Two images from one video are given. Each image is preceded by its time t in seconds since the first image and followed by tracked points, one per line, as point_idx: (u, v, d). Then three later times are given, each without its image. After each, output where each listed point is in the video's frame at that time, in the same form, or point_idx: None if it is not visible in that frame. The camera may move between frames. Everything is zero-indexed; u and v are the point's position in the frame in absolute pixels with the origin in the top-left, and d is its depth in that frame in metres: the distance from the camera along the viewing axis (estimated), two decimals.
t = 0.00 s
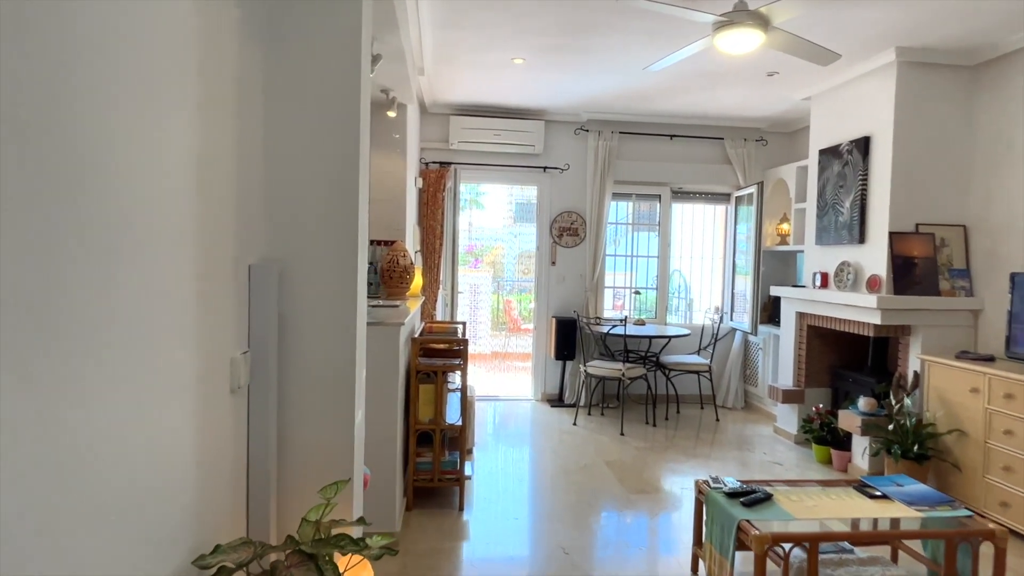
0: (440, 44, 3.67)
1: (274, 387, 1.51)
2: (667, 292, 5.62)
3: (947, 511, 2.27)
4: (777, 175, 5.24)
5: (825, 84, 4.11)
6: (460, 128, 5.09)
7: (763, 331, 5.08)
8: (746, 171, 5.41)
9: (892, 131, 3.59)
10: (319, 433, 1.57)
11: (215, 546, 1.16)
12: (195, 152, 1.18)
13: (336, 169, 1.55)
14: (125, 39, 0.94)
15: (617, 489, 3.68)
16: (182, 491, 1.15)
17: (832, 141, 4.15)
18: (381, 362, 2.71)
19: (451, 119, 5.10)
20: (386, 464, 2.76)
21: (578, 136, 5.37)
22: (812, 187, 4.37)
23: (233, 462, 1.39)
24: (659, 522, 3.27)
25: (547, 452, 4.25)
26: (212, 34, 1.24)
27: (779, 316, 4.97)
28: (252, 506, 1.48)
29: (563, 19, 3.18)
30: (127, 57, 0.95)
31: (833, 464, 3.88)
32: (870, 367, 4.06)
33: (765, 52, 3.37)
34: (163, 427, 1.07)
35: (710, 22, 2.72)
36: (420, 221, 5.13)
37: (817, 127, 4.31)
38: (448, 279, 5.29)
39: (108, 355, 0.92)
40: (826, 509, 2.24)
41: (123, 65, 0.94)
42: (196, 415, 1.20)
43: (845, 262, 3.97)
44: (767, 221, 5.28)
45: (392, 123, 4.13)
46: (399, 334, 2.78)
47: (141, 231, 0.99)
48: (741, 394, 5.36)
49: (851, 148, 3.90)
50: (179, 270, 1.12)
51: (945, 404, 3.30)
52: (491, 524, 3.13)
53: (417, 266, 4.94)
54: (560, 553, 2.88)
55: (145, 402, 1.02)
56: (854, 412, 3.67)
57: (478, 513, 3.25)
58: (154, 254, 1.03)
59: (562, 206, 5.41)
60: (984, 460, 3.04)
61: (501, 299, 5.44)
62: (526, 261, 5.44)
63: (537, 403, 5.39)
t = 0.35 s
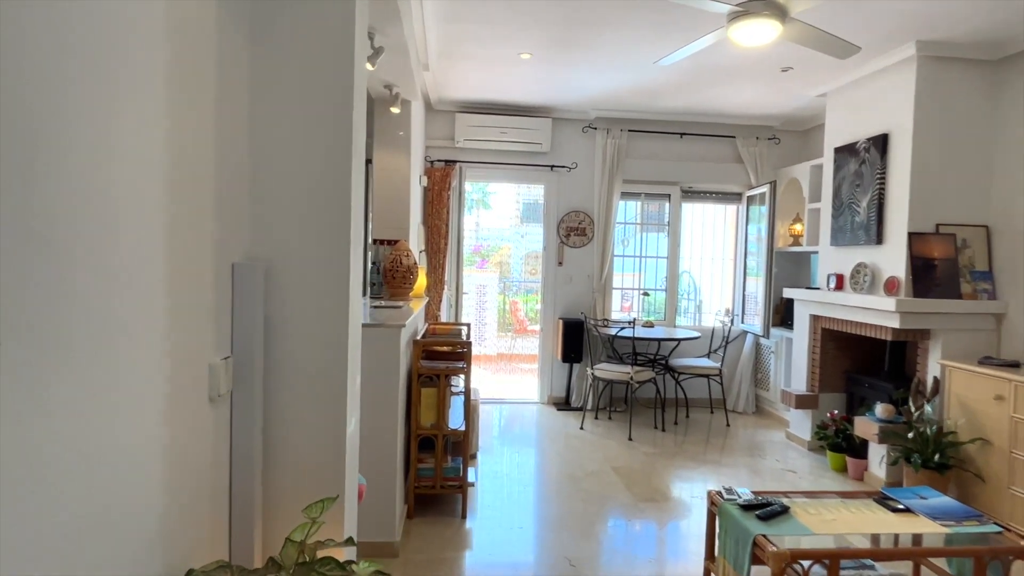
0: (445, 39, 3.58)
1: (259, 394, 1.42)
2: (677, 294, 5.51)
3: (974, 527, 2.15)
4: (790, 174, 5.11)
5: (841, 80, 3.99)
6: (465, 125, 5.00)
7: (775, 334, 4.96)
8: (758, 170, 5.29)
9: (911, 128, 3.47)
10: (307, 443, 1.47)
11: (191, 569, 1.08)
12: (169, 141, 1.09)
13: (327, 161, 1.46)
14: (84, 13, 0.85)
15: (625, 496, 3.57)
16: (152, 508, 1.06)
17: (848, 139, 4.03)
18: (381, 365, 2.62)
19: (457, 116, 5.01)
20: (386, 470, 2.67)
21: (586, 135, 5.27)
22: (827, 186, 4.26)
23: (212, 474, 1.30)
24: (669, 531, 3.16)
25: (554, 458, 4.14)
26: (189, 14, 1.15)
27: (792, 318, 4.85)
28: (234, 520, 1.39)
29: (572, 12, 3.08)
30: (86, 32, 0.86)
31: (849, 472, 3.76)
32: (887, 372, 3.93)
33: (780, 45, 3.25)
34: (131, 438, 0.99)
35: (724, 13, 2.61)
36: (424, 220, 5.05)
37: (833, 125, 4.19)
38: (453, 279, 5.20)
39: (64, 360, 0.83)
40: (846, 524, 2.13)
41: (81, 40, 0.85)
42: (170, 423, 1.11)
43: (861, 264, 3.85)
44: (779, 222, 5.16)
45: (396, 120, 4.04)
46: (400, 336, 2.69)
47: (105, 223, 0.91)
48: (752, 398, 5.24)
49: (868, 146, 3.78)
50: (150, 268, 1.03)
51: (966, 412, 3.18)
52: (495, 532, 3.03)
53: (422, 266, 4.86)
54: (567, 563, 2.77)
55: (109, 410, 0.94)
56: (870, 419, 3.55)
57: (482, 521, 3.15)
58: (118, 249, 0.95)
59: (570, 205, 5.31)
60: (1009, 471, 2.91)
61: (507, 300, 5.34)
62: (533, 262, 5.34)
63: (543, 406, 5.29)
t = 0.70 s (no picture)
0: (447, 30, 3.48)
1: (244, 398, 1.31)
2: (681, 293, 5.40)
3: (999, 538, 2.05)
4: (798, 171, 5.01)
5: (854, 73, 3.89)
6: (467, 120, 4.90)
7: (782, 335, 4.86)
8: (765, 167, 5.19)
9: (926, 122, 3.36)
10: (295, 450, 1.38)
11: None
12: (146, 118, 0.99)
13: (319, 146, 1.36)
14: None
15: (630, 501, 3.47)
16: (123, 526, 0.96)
17: (860, 134, 3.93)
18: (378, 366, 2.52)
19: (458, 111, 4.92)
20: (382, 475, 2.56)
21: (590, 131, 5.17)
22: (836, 183, 4.15)
23: (191, 485, 1.19)
24: (675, 537, 3.06)
25: (555, 462, 4.04)
26: None
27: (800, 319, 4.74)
28: (215, 533, 1.29)
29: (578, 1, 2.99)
30: None
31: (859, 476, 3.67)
32: (899, 374, 3.83)
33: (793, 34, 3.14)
34: (100, 445, 0.89)
35: None
36: (424, 218, 4.95)
37: (844, 120, 4.08)
38: (453, 278, 5.10)
39: (22, 363, 0.73)
40: (865, 534, 2.03)
41: None
42: (146, 429, 1.01)
43: (873, 263, 3.75)
44: (787, 220, 5.06)
45: (396, 113, 3.94)
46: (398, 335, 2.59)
47: (70, 207, 0.80)
48: (758, 400, 5.14)
49: (880, 141, 3.67)
50: (122, 258, 0.92)
51: (984, 416, 3.07)
52: (496, 539, 2.93)
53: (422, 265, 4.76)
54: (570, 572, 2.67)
55: (74, 417, 0.83)
56: (883, 423, 3.43)
57: (482, 527, 3.04)
58: (87, 235, 0.84)
59: (572, 203, 5.21)
60: None
61: (509, 299, 5.24)
62: (535, 260, 5.24)
63: (545, 408, 5.19)
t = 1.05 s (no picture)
0: (443, 20, 3.36)
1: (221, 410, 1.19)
2: (682, 292, 5.30)
3: None
4: (801, 167, 4.91)
5: (860, 66, 3.79)
6: (463, 115, 4.78)
7: (786, 334, 4.76)
8: (767, 163, 5.09)
9: (936, 116, 3.26)
10: (277, 467, 1.26)
11: None
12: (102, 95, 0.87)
13: (302, 132, 1.24)
14: None
15: (632, 506, 3.36)
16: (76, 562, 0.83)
17: (866, 129, 3.83)
18: (371, 369, 2.40)
19: (454, 105, 4.80)
20: (376, 484, 2.45)
21: (589, 126, 5.06)
22: (842, 180, 4.06)
23: (159, 508, 1.07)
24: (679, 544, 2.96)
25: (554, 465, 3.92)
26: None
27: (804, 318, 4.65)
28: (188, 560, 1.17)
29: None
30: None
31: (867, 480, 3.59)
32: (907, 375, 3.73)
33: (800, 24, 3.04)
34: (48, 471, 0.77)
35: None
36: (419, 215, 4.83)
37: (849, 115, 3.98)
38: (449, 277, 4.98)
39: None
40: (883, 546, 1.93)
41: None
42: (106, 448, 0.89)
43: (880, 261, 3.65)
44: (789, 217, 4.96)
45: (390, 107, 3.82)
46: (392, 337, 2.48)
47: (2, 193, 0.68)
48: (760, 401, 5.05)
49: (888, 136, 3.57)
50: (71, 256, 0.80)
51: (997, 418, 2.97)
52: (495, 548, 2.82)
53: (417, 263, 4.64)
54: None
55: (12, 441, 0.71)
56: (892, 425, 3.36)
57: (480, 536, 2.93)
58: (26, 229, 0.72)
59: (571, 199, 5.09)
60: None
61: (506, 298, 5.13)
62: (533, 258, 5.13)
63: (543, 409, 5.08)
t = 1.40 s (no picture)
0: (438, 10, 3.25)
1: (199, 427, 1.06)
2: (681, 291, 5.21)
3: None
4: (802, 164, 4.82)
5: (867, 60, 3.69)
6: (457, 111, 4.67)
7: (787, 334, 4.68)
8: (768, 160, 5.00)
9: (946, 110, 3.17)
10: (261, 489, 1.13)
11: None
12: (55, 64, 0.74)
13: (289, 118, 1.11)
14: None
15: (634, 513, 3.26)
16: None
17: (872, 124, 3.74)
18: (364, 374, 2.29)
19: (449, 100, 4.68)
20: (369, 495, 2.33)
21: (587, 122, 4.95)
22: (846, 177, 3.97)
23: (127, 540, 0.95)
24: (683, 551, 2.86)
25: (552, 469, 3.82)
26: None
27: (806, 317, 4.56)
28: None
29: None
30: None
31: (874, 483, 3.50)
32: (913, 376, 3.65)
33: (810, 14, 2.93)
34: None
35: None
36: (413, 213, 4.71)
37: (854, 110, 3.90)
38: (444, 276, 4.87)
39: None
40: (906, 560, 1.83)
41: None
42: (62, 476, 0.77)
43: (887, 259, 3.56)
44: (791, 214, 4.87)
45: (384, 101, 3.70)
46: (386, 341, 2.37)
47: None
48: (761, 402, 4.96)
49: (895, 131, 3.49)
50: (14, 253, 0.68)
51: (1009, 420, 2.89)
52: (493, 559, 2.71)
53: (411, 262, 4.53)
54: None
55: None
56: (900, 428, 3.28)
57: (477, 546, 2.82)
58: None
59: (569, 197, 4.99)
60: None
61: (502, 297, 5.02)
62: (526, 258, 5.01)
63: (540, 411, 4.98)
